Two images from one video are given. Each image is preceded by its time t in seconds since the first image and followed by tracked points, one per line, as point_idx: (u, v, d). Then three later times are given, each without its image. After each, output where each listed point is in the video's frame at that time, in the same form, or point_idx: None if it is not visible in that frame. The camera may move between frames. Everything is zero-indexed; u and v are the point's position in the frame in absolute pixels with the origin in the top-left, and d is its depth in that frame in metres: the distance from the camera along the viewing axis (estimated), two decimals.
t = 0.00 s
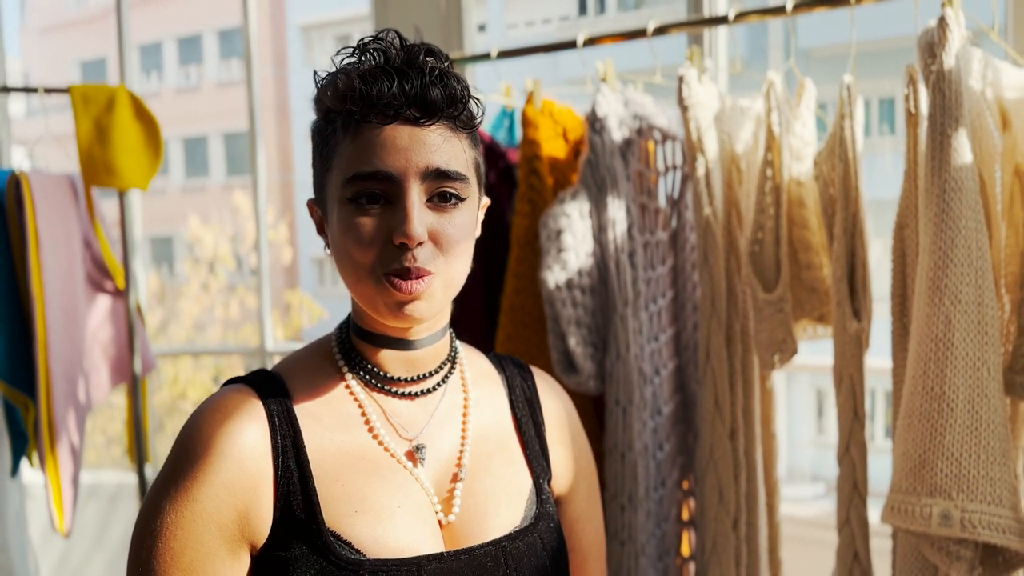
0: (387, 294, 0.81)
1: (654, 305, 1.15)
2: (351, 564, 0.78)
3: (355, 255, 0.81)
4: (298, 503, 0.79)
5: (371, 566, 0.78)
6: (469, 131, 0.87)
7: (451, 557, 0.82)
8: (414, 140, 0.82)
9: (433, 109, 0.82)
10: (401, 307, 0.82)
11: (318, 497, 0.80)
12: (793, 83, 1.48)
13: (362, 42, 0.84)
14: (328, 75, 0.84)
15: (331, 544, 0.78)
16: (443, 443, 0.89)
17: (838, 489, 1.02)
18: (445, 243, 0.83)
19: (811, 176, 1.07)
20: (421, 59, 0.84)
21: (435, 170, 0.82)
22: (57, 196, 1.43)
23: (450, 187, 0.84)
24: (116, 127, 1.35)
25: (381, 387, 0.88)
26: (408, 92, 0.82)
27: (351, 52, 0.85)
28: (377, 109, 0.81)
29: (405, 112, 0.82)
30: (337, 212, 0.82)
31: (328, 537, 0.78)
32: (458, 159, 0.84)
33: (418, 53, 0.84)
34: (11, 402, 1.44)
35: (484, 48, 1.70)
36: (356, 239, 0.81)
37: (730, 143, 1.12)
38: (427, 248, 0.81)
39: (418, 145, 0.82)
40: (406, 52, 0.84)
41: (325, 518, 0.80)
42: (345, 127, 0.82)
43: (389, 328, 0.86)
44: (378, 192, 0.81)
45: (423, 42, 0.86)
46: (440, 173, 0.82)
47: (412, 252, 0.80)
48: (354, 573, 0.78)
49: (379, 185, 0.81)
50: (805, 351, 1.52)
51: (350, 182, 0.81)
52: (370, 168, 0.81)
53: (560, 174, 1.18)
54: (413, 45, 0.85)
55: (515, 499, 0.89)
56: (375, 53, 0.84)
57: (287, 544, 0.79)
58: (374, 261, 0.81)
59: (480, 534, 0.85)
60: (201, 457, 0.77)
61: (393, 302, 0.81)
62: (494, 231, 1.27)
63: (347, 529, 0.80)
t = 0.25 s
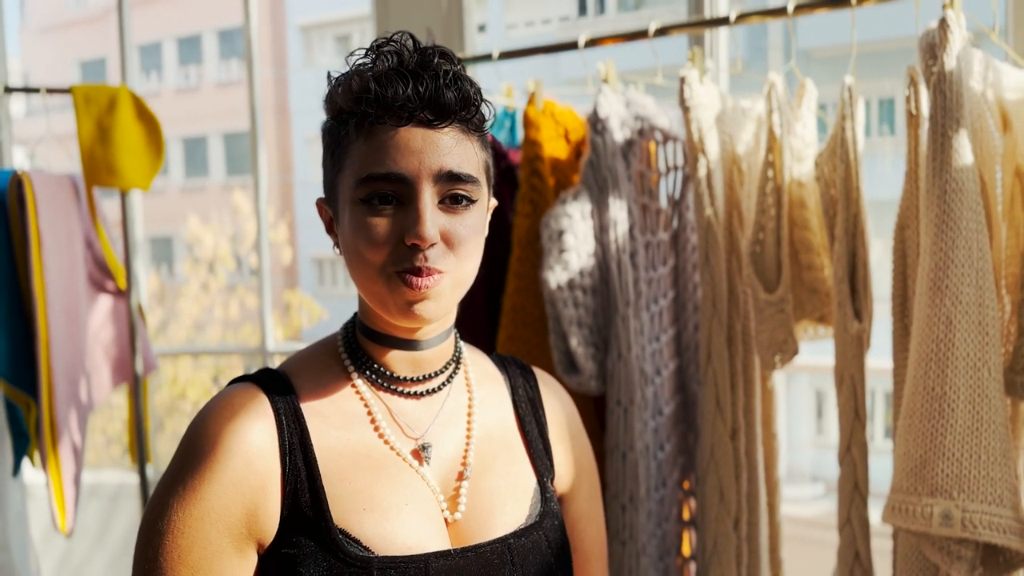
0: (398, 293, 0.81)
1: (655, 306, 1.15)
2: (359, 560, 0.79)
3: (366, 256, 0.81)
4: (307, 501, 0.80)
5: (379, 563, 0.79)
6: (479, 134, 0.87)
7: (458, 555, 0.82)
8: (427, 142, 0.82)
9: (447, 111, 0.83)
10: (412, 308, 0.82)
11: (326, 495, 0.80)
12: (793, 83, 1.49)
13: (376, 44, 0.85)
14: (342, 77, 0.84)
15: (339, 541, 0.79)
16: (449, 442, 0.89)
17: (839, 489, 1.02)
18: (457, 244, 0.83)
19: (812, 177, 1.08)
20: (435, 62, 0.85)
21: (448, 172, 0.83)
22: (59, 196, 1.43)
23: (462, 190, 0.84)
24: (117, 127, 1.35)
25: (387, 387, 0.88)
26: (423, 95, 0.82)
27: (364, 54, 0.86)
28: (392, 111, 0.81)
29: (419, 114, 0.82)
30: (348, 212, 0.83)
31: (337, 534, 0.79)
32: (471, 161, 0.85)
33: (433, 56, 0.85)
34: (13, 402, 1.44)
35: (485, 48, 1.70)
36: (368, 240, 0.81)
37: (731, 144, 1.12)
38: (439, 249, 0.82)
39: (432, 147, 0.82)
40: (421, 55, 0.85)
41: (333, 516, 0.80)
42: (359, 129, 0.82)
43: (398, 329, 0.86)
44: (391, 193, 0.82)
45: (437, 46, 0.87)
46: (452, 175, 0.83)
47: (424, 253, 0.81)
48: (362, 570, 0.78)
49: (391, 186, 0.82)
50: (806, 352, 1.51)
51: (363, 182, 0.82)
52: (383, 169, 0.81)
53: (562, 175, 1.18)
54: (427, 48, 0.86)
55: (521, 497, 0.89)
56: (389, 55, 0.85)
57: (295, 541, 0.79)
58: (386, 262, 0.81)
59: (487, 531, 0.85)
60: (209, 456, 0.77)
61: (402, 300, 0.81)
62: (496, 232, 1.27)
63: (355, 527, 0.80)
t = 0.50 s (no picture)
0: (398, 296, 0.82)
1: (654, 305, 1.15)
2: (361, 560, 0.78)
3: (367, 257, 0.81)
4: (308, 500, 0.80)
5: (380, 562, 0.79)
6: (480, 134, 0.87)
7: (459, 553, 0.82)
8: (428, 142, 0.82)
9: (447, 111, 0.83)
10: (412, 310, 0.82)
11: (327, 494, 0.80)
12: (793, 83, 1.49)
13: (377, 44, 0.85)
14: (342, 76, 0.84)
15: (341, 540, 0.79)
16: (449, 441, 0.89)
17: (839, 489, 1.02)
18: (456, 245, 0.83)
19: (812, 177, 1.08)
20: (436, 62, 0.85)
21: (448, 173, 0.82)
22: (58, 196, 1.43)
23: (463, 190, 0.84)
24: (116, 126, 1.35)
25: (388, 386, 0.88)
26: (423, 95, 0.82)
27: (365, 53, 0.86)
28: (392, 111, 0.81)
29: (419, 114, 0.82)
30: (349, 213, 0.83)
31: (338, 533, 0.79)
32: (471, 161, 0.85)
33: (433, 56, 0.85)
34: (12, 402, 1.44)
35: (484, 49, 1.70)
36: (369, 241, 0.81)
37: (730, 144, 1.12)
38: (439, 251, 0.82)
39: (432, 147, 0.82)
40: (421, 55, 0.85)
41: (334, 515, 0.80)
42: (358, 128, 0.82)
43: (399, 329, 0.86)
44: (392, 195, 0.82)
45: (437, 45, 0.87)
46: (452, 176, 0.83)
47: (424, 254, 0.81)
48: (363, 569, 0.78)
49: (392, 187, 0.81)
50: (806, 352, 1.51)
51: (364, 183, 0.82)
52: (383, 169, 0.81)
53: (561, 175, 1.18)
54: (428, 48, 0.85)
55: (521, 497, 0.89)
56: (390, 55, 0.84)
57: (296, 540, 0.79)
58: (387, 263, 0.81)
59: (488, 530, 0.85)
60: (209, 455, 0.77)
61: (404, 304, 0.82)
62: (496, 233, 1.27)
63: (356, 526, 0.80)
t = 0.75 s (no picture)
0: (436, 309, 0.82)
1: (657, 305, 1.15)
2: (358, 555, 0.79)
3: (407, 268, 0.81)
4: (304, 498, 0.80)
5: (376, 557, 0.79)
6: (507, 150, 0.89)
7: (455, 547, 0.82)
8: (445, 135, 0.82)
9: (493, 127, 0.84)
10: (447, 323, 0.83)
11: (324, 490, 0.81)
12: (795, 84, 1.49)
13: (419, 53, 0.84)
14: (386, 81, 0.82)
15: (337, 536, 0.79)
16: (445, 439, 0.89)
17: (841, 489, 1.02)
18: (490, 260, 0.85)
19: (814, 177, 1.08)
20: (478, 77, 0.86)
21: (491, 187, 0.84)
22: (60, 195, 1.43)
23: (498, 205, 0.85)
24: (118, 126, 1.35)
25: (389, 388, 0.88)
26: (473, 110, 0.83)
27: (404, 59, 0.84)
28: (448, 123, 0.82)
29: (469, 128, 0.83)
30: (386, 223, 0.82)
31: (334, 529, 0.80)
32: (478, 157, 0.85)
33: (476, 71, 0.86)
34: (13, 401, 1.44)
35: (486, 48, 1.70)
36: (409, 253, 0.81)
37: (733, 144, 1.12)
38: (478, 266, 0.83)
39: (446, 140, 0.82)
40: (464, 68, 0.85)
41: (331, 511, 0.80)
42: (404, 137, 0.82)
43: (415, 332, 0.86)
44: (437, 209, 0.82)
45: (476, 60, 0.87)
46: (493, 189, 0.84)
47: (465, 269, 0.82)
48: (359, 564, 0.79)
49: (437, 200, 0.82)
50: (807, 352, 1.51)
51: (408, 194, 0.81)
52: (431, 182, 0.81)
53: (563, 175, 1.19)
54: (469, 62, 0.86)
55: (516, 491, 0.89)
56: (432, 66, 0.84)
57: (294, 537, 0.80)
58: (427, 275, 0.81)
59: (485, 525, 0.86)
60: (207, 452, 0.78)
61: (441, 315, 0.83)
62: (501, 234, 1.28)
63: (352, 520, 0.80)
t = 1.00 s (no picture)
0: (427, 311, 0.82)
1: (655, 305, 1.15)
2: (358, 551, 0.80)
3: (398, 270, 0.81)
4: (309, 491, 0.81)
5: (376, 554, 0.80)
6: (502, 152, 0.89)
7: (454, 545, 0.83)
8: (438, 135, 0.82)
9: (484, 129, 0.84)
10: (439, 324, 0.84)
11: (325, 484, 0.82)
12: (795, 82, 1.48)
13: (410, 56, 0.84)
14: (377, 85, 0.82)
15: (339, 532, 0.80)
16: (437, 436, 0.89)
17: (839, 489, 1.02)
18: (481, 260, 0.85)
19: (813, 177, 1.08)
20: (470, 78, 0.85)
21: (481, 190, 0.83)
22: (59, 195, 1.43)
23: (488, 206, 0.85)
24: (117, 125, 1.35)
25: (382, 386, 0.88)
26: (466, 111, 0.83)
27: (396, 63, 0.84)
28: (439, 126, 0.81)
29: (461, 130, 0.82)
30: (377, 224, 0.82)
31: (335, 525, 0.80)
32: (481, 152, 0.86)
33: (467, 72, 0.86)
34: (11, 400, 1.44)
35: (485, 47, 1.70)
36: (400, 255, 0.81)
37: (732, 144, 1.12)
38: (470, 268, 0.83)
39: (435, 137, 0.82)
40: (455, 70, 0.85)
41: (334, 505, 0.81)
42: (395, 139, 0.81)
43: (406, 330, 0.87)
44: (428, 210, 0.82)
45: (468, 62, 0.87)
46: (483, 193, 0.84)
47: (456, 271, 0.82)
48: (359, 561, 0.80)
49: (427, 202, 0.82)
50: (806, 353, 1.50)
51: (399, 197, 0.81)
52: (422, 184, 0.81)
53: (562, 174, 1.19)
54: (461, 64, 0.86)
55: (513, 488, 0.89)
56: (424, 69, 0.84)
57: (300, 531, 0.81)
58: (418, 277, 0.82)
59: (484, 522, 0.86)
60: (209, 449, 0.79)
61: (432, 317, 0.83)
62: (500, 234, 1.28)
63: (354, 516, 0.81)
